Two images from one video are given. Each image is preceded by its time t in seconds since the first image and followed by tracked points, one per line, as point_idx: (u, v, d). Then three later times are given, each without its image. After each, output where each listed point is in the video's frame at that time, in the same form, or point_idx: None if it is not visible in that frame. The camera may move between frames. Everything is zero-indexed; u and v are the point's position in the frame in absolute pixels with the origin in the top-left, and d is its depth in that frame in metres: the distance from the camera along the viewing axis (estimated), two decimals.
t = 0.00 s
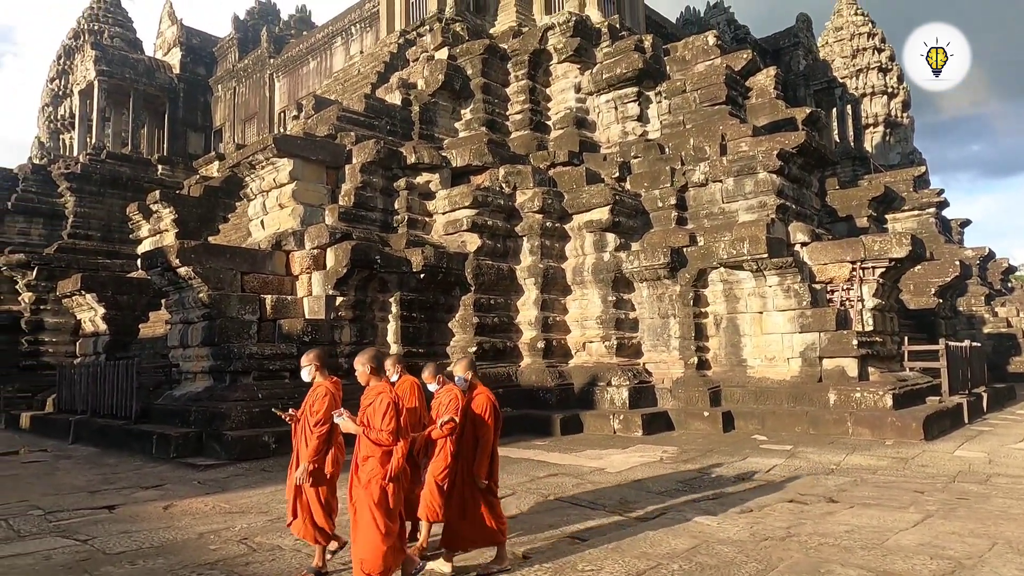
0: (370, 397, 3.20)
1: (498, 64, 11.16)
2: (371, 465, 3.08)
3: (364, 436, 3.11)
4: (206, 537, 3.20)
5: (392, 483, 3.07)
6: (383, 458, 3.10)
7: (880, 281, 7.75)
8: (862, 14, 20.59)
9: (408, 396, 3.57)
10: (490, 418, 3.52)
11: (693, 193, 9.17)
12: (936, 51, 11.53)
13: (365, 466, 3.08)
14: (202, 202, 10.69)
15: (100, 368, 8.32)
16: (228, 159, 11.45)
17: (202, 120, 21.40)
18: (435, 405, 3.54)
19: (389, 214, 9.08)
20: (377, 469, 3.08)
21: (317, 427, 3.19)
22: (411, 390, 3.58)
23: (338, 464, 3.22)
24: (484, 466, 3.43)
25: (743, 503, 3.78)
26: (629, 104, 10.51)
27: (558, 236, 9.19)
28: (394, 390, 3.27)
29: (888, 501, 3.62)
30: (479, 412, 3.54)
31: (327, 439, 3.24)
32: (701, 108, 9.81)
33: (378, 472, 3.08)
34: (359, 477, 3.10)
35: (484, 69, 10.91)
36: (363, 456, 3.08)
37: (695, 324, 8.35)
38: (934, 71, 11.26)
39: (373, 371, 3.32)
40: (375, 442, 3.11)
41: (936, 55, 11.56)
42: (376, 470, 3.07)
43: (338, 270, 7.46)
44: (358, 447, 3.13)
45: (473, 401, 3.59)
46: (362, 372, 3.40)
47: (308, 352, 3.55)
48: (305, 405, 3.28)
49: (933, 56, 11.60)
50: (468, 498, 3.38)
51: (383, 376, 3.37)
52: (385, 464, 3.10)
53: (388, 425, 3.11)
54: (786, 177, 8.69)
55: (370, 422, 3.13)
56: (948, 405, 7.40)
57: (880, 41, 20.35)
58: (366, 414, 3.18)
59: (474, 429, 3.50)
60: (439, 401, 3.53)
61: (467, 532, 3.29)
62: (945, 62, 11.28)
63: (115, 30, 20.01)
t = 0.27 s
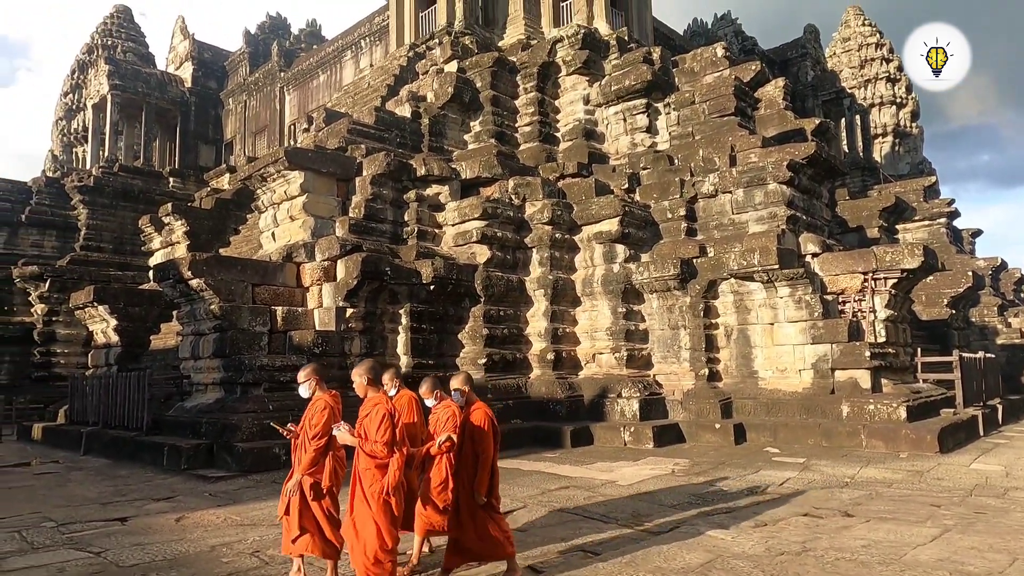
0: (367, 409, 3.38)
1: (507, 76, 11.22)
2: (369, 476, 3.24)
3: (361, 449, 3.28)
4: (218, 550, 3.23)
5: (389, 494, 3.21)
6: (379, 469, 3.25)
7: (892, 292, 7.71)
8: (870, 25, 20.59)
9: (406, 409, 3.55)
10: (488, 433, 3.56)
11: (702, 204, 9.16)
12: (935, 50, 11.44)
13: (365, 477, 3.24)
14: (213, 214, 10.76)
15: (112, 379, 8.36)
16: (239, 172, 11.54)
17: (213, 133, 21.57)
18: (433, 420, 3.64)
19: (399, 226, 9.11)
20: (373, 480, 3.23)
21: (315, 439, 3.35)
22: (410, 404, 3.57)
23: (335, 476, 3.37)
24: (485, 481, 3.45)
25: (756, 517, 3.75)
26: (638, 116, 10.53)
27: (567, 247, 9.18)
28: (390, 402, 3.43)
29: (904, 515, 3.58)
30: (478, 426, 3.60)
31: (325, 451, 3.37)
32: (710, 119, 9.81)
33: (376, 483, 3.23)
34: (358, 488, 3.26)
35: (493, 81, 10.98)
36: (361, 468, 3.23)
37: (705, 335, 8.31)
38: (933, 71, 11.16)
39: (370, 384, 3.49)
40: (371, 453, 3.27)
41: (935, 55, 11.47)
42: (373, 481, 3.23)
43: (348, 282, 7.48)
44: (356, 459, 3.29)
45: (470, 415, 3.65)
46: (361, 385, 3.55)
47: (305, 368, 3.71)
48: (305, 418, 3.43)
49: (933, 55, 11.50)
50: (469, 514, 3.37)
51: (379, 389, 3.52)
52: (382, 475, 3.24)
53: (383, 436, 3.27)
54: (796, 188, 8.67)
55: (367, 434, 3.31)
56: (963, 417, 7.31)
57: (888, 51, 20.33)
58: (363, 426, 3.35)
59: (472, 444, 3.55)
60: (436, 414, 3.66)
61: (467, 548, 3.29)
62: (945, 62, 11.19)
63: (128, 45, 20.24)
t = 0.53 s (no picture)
0: (359, 423, 3.37)
1: (514, 89, 11.29)
2: (364, 492, 3.24)
3: (354, 465, 3.28)
4: (228, 563, 3.29)
5: (384, 511, 3.21)
6: (373, 485, 3.24)
7: (903, 303, 7.68)
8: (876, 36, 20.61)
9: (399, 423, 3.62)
10: (484, 443, 3.56)
11: (711, 216, 9.15)
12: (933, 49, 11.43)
13: (360, 494, 3.24)
14: (223, 227, 10.82)
15: (122, 391, 8.39)
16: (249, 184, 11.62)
17: (223, 146, 21.74)
18: (428, 432, 3.60)
19: (408, 238, 9.14)
20: (368, 497, 3.23)
21: (311, 455, 3.37)
22: (403, 418, 3.64)
23: (332, 491, 3.40)
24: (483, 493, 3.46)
25: (768, 531, 3.72)
26: (646, 128, 10.56)
27: (575, 258, 9.18)
28: (381, 416, 3.41)
29: (919, 530, 3.54)
30: (472, 437, 3.58)
31: (321, 467, 3.40)
32: (718, 130, 9.81)
33: (371, 499, 3.23)
34: (353, 505, 3.27)
35: (501, 94, 11.04)
36: (355, 484, 3.24)
37: (715, 347, 8.28)
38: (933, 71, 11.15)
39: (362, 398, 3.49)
40: (364, 470, 3.26)
41: (934, 55, 11.47)
42: (368, 497, 3.24)
43: (357, 294, 7.50)
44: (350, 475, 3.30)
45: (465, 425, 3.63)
46: (355, 400, 3.57)
47: (300, 384, 3.68)
48: (300, 435, 3.44)
49: (932, 57, 11.50)
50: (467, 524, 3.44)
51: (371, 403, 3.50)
52: (377, 492, 3.25)
53: (374, 452, 3.26)
54: (805, 200, 8.65)
55: (359, 450, 3.30)
56: (976, 429, 7.24)
57: (895, 62, 20.33)
58: (356, 442, 3.34)
59: (467, 454, 3.57)
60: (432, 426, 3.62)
61: (468, 560, 3.37)
62: (945, 60, 11.17)
63: (140, 59, 20.47)
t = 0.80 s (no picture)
0: (348, 440, 3.43)
1: (521, 102, 11.34)
2: (352, 510, 3.29)
3: (343, 482, 3.34)
4: None
5: (373, 528, 3.26)
6: (361, 502, 3.30)
7: (912, 315, 7.63)
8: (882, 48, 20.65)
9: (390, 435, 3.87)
10: (479, 454, 3.70)
11: (718, 228, 9.14)
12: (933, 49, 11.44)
13: (348, 511, 3.30)
14: (232, 239, 10.87)
15: (130, 403, 8.40)
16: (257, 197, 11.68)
17: (231, 158, 21.89)
18: (423, 443, 3.77)
19: (415, 250, 9.17)
20: (356, 514, 3.29)
21: (303, 469, 3.47)
22: (395, 430, 3.89)
23: (327, 506, 3.53)
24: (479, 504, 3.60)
25: (779, 545, 3.69)
26: (652, 140, 10.58)
27: (582, 270, 9.18)
28: (370, 432, 3.47)
29: (932, 545, 3.51)
30: (466, 449, 3.74)
31: (315, 483, 3.50)
32: (725, 143, 9.82)
33: (359, 516, 3.29)
34: (343, 521, 3.33)
35: (508, 107, 11.09)
36: (344, 501, 3.30)
37: (723, 359, 8.25)
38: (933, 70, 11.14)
39: (354, 414, 3.60)
40: (351, 487, 3.31)
41: (934, 55, 11.47)
42: (356, 514, 3.29)
43: (365, 306, 7.51)
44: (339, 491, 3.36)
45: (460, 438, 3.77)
46: (347, 416, 3.70)
47: (293, 401, 3.74)
48: (294, 449, 3.55)
49: (931, 56, 11.50)
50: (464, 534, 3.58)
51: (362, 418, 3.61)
52: (365, 509, 3.29)
53: (360, 469, 3.32)
54: (813, 212, 8.64)
55: (347, 467, 3.36)
56: (988, 443, 7.17)
57: (901, 74, 20.35)
58: (345, 459, 3.40)
59: (462, 466, 3.72)
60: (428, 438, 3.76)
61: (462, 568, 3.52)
62: (945, 60, 11.17)
63: (150, 74, 20.66)
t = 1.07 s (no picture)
0: (334, 453, 3.50)
1: (528, 115, 11.40)
2: (335, 522, 3.38)
3: (327, 494, 3.43)
4: None
5: (354, 540, 3.33)
6: (343, 514, 3.38)
7: (921, 328, 7.59)
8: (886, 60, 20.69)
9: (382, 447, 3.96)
10: (473, 470, 3.78)
11: (725, 240, 9.13)
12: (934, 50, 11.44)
13: (332, 523, 3.39)
14: (239, 251, 10.91)
15: (137, 415, 8.42)
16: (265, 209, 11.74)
17: (239, 171, 22.02)
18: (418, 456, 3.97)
19: (422, 263, 9.18)
20: (339, 526, 3.38)
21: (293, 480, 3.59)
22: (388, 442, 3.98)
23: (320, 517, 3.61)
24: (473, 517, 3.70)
25: (788, 561, 3.67)
26: (658, 152, 10.60)
27: (589, 282, 9.18)
28: (354, 444, 3.54)
29: (944, 561, 3.48)
30: (460, 464, 3.81)
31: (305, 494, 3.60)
32: (731, 155, 9.83)
33: (341, 527, 3.37)
34: (328, 533, 3.41)
35: (514, 120, 11.15)
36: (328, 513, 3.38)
37: (730, 372, 8.22)
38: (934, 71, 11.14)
39: (342, 427, 3.68)
40: (335, 499, 3.40)
41: (934, 55, 11.47)
42: (339, 525, 3.38)
43: (372, 318, 7.52)
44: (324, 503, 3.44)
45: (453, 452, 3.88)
46: (336, 427, 3.75)
47: (283, 414, 3.89)
48: (287, 460, 3.67)
49: (932, 57, 11.49)
50: (453, 546, 3.76)
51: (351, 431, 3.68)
52: (347, 521, 3.37)
53: (343, 481, 3.40)
54: (820, 224, 8.63)
55: (331, 480, 3.44)
56: (1000, 458, 7.08)
57: (906, 86, 20.37)
58: (329, 471, 3.47)
59: (456, 481, 3.85)
60: (424, 451, 3.95)
61: None
62: (945, 60, 11.16)
63: (160, 87, 20.83)
